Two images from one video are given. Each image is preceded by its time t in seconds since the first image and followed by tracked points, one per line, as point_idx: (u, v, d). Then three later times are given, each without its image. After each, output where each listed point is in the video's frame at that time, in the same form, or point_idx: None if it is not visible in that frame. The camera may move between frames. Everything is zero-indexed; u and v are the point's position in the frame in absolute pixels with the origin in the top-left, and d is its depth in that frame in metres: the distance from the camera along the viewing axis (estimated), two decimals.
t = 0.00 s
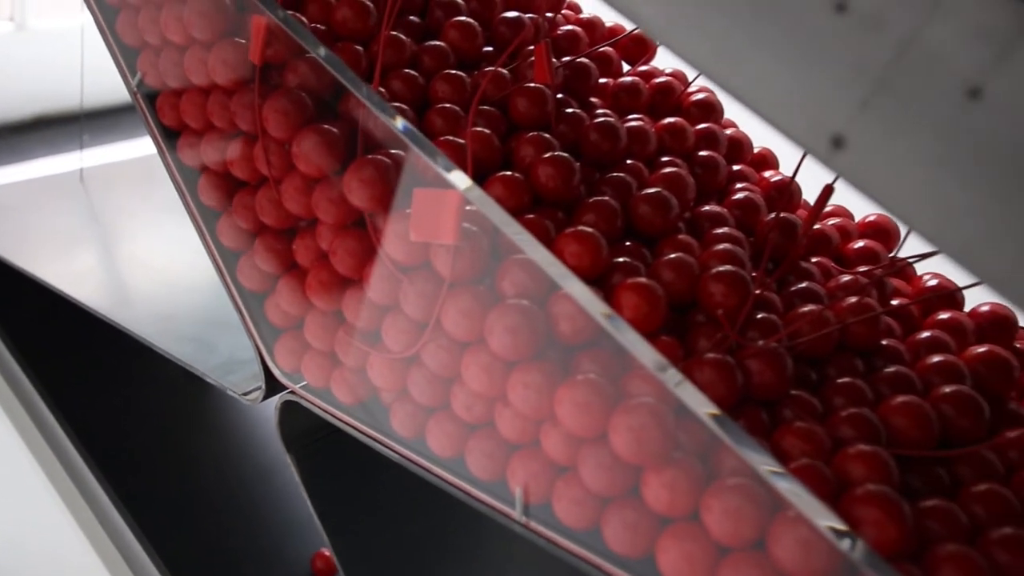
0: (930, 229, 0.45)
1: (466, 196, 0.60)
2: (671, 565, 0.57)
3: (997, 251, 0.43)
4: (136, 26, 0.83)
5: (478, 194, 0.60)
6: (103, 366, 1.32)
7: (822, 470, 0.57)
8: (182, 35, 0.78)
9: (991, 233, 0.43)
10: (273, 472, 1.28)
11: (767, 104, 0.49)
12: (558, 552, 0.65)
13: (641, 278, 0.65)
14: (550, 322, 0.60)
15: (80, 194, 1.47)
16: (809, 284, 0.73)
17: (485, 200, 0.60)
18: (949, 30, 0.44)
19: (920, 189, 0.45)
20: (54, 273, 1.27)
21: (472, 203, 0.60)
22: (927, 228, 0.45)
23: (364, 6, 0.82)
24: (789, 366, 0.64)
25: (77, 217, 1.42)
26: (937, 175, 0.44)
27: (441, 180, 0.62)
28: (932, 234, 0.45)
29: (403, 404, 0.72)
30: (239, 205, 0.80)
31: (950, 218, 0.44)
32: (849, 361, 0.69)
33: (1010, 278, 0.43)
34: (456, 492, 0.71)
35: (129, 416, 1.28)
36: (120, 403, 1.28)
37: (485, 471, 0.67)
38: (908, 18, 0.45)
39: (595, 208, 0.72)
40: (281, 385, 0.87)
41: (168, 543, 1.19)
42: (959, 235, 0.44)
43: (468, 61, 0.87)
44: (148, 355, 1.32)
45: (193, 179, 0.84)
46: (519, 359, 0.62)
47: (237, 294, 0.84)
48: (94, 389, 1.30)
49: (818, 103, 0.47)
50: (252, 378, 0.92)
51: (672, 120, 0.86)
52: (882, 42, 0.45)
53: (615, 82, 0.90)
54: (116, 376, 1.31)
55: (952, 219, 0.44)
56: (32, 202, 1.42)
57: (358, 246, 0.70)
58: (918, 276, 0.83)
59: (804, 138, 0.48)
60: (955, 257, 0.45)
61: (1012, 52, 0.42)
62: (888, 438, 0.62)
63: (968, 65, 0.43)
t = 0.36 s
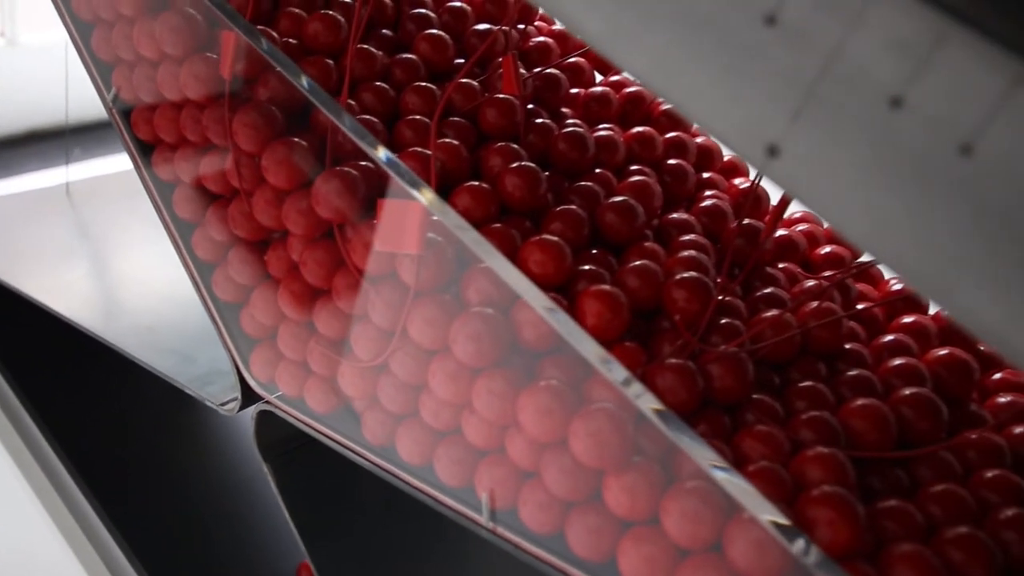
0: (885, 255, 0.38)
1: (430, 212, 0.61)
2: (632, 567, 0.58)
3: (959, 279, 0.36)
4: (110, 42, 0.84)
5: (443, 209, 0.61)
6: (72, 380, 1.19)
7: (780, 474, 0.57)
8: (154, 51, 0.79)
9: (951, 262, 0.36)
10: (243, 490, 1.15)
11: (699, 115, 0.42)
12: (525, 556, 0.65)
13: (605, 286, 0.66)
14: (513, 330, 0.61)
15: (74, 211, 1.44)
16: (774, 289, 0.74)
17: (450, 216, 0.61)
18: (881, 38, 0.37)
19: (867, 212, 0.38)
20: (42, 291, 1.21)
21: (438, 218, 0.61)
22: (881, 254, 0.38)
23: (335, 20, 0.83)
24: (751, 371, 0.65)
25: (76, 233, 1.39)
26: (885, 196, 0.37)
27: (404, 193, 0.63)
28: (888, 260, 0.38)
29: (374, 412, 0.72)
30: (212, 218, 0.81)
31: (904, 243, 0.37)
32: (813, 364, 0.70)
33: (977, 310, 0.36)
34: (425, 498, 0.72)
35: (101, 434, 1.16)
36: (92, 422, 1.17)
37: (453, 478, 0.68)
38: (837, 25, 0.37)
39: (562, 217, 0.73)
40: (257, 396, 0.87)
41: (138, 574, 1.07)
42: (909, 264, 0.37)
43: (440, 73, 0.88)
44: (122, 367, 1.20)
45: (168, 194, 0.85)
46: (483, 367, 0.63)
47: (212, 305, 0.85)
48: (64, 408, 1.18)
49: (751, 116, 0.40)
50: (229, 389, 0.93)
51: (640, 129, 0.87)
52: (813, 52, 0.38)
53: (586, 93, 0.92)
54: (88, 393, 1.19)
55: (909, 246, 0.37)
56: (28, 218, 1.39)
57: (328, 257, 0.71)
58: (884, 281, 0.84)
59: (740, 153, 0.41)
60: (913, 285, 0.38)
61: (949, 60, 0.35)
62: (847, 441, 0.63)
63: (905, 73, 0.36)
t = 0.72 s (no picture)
0: (821, 264, 0.39)
1: (399, 228, 0.62)
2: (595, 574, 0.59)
3: (887, 287, 0.37)
4: (87, 61, 0.85)
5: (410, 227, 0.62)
6: (61, 392, 1.16)
7: (739, 480, 0.58)
8: (129, 70, 0.80)
9: (879, 271, 0.37)
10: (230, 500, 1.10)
11: (649, 130, 0.43)
12: (493, 564, 0.66)
13: (570, 296, 0.67)
14: (479, 342, 0.62)
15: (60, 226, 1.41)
16: (740, 298, 0.75)
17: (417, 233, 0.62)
18: (806, 55, 0.37)
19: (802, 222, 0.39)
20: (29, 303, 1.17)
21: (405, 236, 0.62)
22: (816, 263, 0.39)
23: (308, 38, 0.84)
24: (714, 379, 0.66)
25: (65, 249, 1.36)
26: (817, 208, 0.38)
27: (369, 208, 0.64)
28: (823, 267, 0.39)
29: (346, 423, 0.73)
30: (188, 233, 0.82)
31: (836, 252, 0.38)
32: (777, 372, 0.71)
33: (905, 317, 0.37)
34: (397, 508, 0.72)
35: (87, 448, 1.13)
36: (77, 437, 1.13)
37: (423, 487, 0.68)
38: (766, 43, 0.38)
39: (530, 229, 0.74)
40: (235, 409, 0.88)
41: None
42: (843, 274, 0.38)
43: (412, 88, 0.89)
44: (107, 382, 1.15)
45: (144, 210, 0.86)
46: (449, 378, 0.64)
47: (189, 319, 0.85)
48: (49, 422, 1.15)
49: (693, 130, 0.41)
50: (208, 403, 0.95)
51: (611, 141, 0.89)
52: (745, 70, 0.39)
53: (558, 106, 0.93)
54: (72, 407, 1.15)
55: (843, 255, 0.38)
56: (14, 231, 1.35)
57: (299, 271, 0.72)
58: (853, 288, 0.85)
59: (686, 165, 0.42)
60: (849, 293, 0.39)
61: (871, 76, 0.36)
62: (808, 447, 0.64)
63: (831, 89, 0.37)
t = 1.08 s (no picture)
0: (756, 274, 0.40)
1: (364, 242, 0.62)
2: None
3: (816, 296, 0.38)
4: (66, 81, 0.86)
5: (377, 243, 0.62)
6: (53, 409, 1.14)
7: (699, 487, 0.59)
8: (106, 89, 0.82)
9: (808, 281, 0.38)
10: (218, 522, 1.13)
11: (591, 145, 0.44)
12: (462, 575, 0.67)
13: (537, 309, 0.68)
14: (445, 355, 0.63)
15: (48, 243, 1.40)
16: (708, 309, 0.76)
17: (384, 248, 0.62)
18: (736, 73, 0.39)
19: (738, 232, 0.40)
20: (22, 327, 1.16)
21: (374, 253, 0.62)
22: (751, 274, 0.40)
23: (283, 57, 0.86)
24: (678, 389, 0.67)
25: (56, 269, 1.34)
26: (750, 219, 0.39)
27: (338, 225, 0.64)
28: (758, 279, 0.40)
29: (319, 436, 0.74)
30: (165, 250, 0.82)
31: (768, 263, 0.39)
32: (744, 382, 0.72)
33: (834, 326, 0.38)
34: (369, 520, 0.73)
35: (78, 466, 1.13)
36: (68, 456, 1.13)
37: (393, 499, 0.69)
38: (701, 62, 0.39)
39: (500, 243, 0.75)
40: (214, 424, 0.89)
41: None
42: (777, 284, 0.39)
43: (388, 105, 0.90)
44: (97, 400, 1.13)
45: (122, 227, 0.87)
46: (417, 390, 0.64)
47: (167, 335, 0.86)
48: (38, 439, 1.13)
49: (633, 146, 0.42)
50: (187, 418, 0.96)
51: (583, 156, 0.90)
52: (680, 87, 0.40)
53: (532, 121, 0.94)
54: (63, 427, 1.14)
55: (776, 265, 0.39)
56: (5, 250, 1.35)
57: (272, 286, 0.73)
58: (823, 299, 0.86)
59: (627, 180, 0.43)
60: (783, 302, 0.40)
61: (797, 92, 0.37)
62: (771, 455, 0.65)
63: (760, 105, 0.38)
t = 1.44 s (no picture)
0: (696, 283, 0.41)
1: (333, 258, 0.63)
2: None
3: (752, 304, 0.39)
4: (47, 102, 0.88)
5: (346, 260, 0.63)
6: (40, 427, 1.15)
7: (663, 495, 0.60)
8: (85, 110, 0.83)
9: (744, 290, 0.39)
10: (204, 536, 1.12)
11: (539, 160, 0.45)
12: None
13: (506, 321, 0.69)
14: (413, 367, 0.64)
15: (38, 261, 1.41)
16: (678, 320, 0.77)
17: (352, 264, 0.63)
18: (671, 92, 0.40)
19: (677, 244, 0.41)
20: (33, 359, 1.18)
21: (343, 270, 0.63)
22: (692, 284, 0.41)
23: (260, 76, 0.88)
24: (645, 400, 0.68)
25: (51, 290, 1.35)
26: (688, 231, 0.40)
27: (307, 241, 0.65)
28: (699, 290, 0.41)
29: (295, 449, 0.75)
30: (144, 267, 0.84)
31: (707, 273, 0.40)
32: (713, 391, 0.73)
33: (769, 334, 0.39)
34: (344, 533, 0.74)
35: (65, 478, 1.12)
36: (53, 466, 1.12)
37: (366, 510, 0.70)
38: (638, 81, 0.41)
39: (471, 257, 0.76)
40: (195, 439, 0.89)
41: None
42: (716, 293, 0.40)
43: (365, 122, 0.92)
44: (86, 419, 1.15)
45: (103, 244, 0.88)
46: (386, 403, 0.66)
47: (148, 351, 0.87)
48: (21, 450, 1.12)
49: (579, 163, 0.44)
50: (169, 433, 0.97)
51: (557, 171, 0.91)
52: (620, 105, 0.42)
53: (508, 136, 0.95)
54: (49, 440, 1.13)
55: (714, 275, 0.40)
56: None
57: (247, 301, 0.74)
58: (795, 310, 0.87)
59: (575, 195, 0.45)
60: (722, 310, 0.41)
61: (727, 109, 0.38)
62: (736, 463, 0.66)
63: (694, 122, 0.39)
